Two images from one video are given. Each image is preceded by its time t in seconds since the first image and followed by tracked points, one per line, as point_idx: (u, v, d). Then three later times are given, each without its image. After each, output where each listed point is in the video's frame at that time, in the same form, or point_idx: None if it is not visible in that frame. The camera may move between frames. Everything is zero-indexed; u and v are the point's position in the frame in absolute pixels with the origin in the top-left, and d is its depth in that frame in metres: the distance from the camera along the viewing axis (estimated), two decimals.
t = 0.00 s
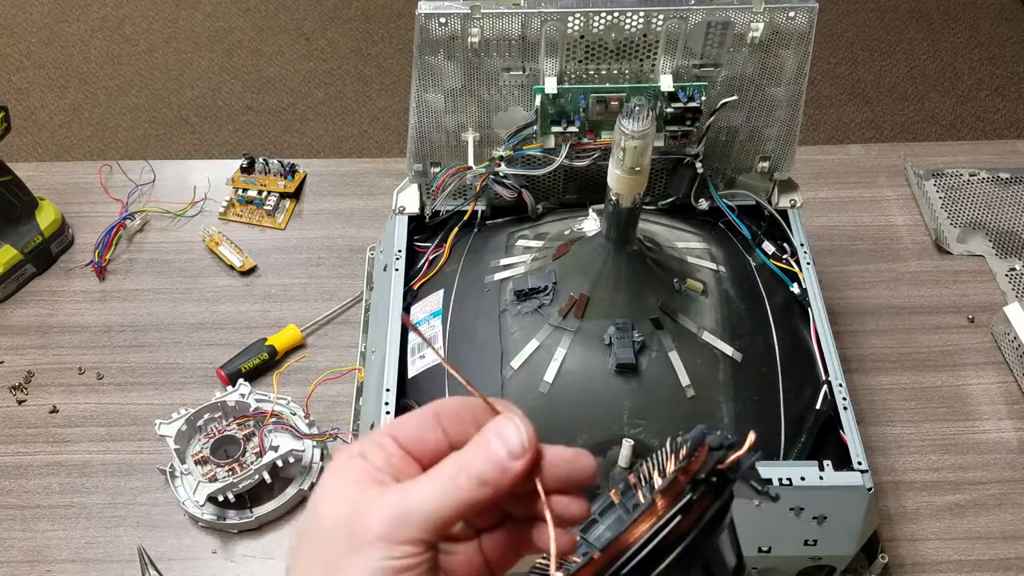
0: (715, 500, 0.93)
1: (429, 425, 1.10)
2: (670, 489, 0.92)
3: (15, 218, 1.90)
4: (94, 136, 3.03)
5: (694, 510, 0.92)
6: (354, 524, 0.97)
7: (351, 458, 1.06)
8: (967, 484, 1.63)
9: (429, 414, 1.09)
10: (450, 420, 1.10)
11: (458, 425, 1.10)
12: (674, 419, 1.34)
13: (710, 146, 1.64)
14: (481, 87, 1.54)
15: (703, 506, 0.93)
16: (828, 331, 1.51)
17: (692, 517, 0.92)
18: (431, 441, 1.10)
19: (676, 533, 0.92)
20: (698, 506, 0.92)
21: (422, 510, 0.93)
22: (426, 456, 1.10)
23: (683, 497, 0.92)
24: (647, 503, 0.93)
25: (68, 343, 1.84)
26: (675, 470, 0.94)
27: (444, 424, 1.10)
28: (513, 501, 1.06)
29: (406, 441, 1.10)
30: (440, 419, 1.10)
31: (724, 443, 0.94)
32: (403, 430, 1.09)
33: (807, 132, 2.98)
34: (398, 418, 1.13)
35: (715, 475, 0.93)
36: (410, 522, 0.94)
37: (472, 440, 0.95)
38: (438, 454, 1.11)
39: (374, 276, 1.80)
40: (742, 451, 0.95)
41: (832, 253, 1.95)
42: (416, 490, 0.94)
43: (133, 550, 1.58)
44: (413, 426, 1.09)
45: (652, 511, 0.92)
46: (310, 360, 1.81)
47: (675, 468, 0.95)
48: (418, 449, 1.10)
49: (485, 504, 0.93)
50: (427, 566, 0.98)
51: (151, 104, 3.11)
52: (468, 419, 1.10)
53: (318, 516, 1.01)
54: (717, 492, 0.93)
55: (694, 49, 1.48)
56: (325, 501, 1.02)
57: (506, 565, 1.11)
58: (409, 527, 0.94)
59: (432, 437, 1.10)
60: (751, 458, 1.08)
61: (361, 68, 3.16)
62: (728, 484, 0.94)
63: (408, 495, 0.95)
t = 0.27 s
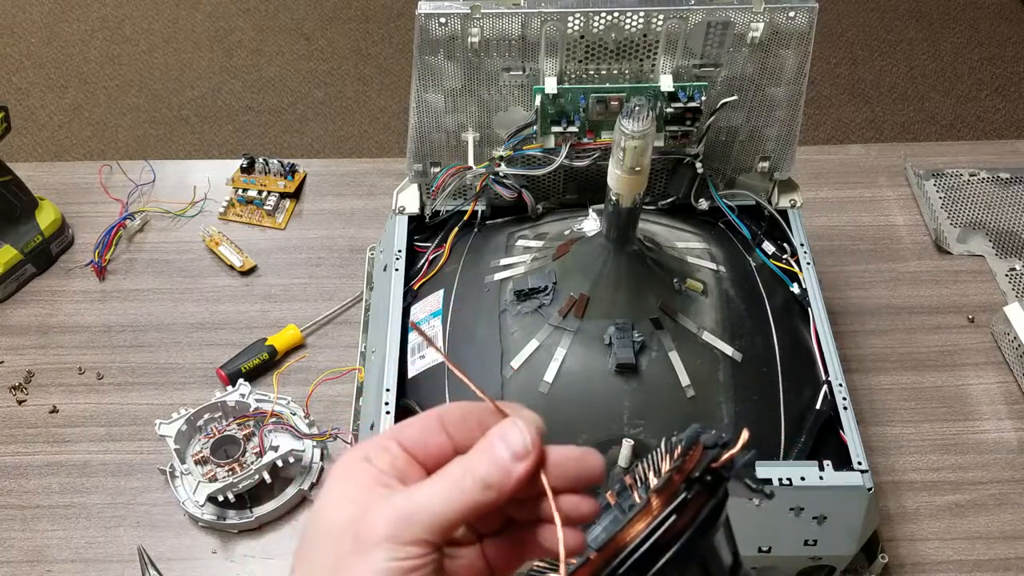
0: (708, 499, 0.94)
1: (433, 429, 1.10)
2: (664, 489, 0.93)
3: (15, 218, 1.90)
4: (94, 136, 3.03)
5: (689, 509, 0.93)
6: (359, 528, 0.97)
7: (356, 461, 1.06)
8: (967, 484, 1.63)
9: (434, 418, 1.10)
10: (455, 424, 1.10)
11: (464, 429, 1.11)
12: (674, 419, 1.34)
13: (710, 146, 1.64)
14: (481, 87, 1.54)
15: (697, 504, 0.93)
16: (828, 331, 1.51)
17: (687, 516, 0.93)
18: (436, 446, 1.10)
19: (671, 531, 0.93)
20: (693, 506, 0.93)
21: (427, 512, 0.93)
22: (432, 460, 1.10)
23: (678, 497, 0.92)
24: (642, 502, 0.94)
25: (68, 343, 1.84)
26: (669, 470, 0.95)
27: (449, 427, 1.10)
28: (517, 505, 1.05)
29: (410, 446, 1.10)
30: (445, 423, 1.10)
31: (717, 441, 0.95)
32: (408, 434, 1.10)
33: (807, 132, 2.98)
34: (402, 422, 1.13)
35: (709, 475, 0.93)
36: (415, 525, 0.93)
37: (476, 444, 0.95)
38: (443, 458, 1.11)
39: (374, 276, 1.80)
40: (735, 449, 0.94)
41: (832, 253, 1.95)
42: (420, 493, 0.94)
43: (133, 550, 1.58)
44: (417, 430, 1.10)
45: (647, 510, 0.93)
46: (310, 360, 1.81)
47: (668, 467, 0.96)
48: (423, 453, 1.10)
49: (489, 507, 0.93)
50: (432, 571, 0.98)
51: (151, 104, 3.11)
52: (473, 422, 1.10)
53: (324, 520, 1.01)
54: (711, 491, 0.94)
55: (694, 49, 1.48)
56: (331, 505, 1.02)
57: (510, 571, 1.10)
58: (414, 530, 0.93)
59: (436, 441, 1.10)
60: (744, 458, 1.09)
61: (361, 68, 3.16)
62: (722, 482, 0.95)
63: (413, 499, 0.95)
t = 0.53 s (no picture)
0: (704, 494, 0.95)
1: (437, 427, 1.10)
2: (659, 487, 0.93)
3: (15, 218, 1.90)
4: (94, 136, 3.03)
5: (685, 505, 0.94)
6: (360, 527, 0.97)
7: (359, 460, 1.06)
8: (967, 484, 1.63)
9: (437, 417, 1.10)
10: (459, 423, 1.10)
11: (468, 429, 1.11)
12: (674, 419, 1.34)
13: (710, 146, 1.64)
14: (481, 87, 1.54)
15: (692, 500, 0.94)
16: (828, 331, 1.51)
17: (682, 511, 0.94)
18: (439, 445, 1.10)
19: (667, 528, 0.94)
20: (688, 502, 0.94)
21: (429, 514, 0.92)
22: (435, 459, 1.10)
23: (674, 496, 0.93)
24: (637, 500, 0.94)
25: (68, 343, 1.84)
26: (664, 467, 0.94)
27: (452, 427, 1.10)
28: (518, 506, 1.03)
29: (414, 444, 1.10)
30: (449, 422, 1.10)
31: (713, 440, 0.94)
32: (412, 432, 1.10)
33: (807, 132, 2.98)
34: (406, 420, 1.13)
35: (704, 472, 0.93)
36: (416, 525, 0.93)
37: (479, 447, 0.95)
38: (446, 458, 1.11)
39: (374, 276, 1.80)
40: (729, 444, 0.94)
41: (832, 253, 1.95)
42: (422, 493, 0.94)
43: (133, 550, 1.58)
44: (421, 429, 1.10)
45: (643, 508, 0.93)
46: (310, 360, 1.81)
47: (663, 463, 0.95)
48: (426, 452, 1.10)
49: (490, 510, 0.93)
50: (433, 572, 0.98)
51: (151, 104, 3.11)
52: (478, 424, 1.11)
53: (324, 517, 1.01)
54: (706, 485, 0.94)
55: (694, 49, 1.48)
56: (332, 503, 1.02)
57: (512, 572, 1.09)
58: (413, 531, 0.93)
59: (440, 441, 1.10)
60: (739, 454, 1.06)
61: (361, 68, 3.16)
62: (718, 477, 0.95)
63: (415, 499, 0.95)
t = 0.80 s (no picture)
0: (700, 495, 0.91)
1: (439, 430, 1.10)
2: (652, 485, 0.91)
3: (15, 218, 1.90)
4: (94, 136, 3.03)
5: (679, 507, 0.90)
6: (353, 528, 0.98)
7: (359, 460, 1.07)
8: (967, 484, 1.63)
9: (441, 419, 1.10)
10: (462, 424, 1.10)
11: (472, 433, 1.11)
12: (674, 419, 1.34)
13: (710, 146, 1.64)
14: (481, 87, 1.54)
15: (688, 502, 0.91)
16: (828, 331, 1.51)
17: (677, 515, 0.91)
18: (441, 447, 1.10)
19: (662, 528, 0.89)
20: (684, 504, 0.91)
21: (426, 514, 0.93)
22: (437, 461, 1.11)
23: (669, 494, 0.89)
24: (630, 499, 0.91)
25: (68, 343, 1.84)
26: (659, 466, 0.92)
27: (456, 429, 1.10)
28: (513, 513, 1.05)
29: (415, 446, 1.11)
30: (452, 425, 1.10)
31: (707, 436, 0.92)
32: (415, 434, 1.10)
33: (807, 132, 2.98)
34: (409, 421, 1.14)
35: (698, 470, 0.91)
36: (412, 527, 0.94)
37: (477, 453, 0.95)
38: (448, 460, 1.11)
39: (374, 276, 1.80)
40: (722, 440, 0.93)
41: (832, 253, 1.95)
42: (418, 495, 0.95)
43: (133, 550, 1.58)
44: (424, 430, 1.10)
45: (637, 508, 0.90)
46: (310, 360, 1.81)
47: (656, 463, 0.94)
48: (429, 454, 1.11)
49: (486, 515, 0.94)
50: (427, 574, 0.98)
51: (151, 104, 3.11)
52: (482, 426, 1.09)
53: (321, 515, 1.02)
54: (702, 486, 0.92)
55: (694, 49, 1.48)
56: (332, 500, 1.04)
57: None
58: (407, 532, 0.94)
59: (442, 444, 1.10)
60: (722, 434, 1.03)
61: (361, 68, 3.16)
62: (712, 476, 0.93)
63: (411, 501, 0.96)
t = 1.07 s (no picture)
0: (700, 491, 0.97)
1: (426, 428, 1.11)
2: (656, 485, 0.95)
3: (14, 218, 1.90)
4: (94, 136, 3.03)
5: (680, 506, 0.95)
6: (341, 531, 0.97)
7: (343, 460, 1.07)
8: (967, 484, 1.63)
9: (426, 418, 1.11)
10: (448, 424, 1.12)
11: (455, 432, 1.13)
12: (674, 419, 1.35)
13: (710, 146, 1.64)
14: (481, 87, 1.54)
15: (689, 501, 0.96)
16: (828, 331, 1.51)
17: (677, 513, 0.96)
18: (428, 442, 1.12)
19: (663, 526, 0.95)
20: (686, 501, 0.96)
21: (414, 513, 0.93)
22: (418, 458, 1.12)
23: (669, 494, 0.94)
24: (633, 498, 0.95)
25: (68, 343, 1.84)
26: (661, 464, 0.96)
27: (444, 426, 1.12)
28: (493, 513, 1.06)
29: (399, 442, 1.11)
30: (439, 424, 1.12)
31: (708, 435, 0.96)
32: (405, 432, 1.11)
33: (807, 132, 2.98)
34: (395, 420, 1.14)
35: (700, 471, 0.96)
36: (400, 529, 0.93)
37: (463, 453, 0.96)
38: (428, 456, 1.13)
39: (374, 276, 1.80)
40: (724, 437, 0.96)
41: (832, 253, 1.95)
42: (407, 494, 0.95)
43: (133, 550, 1.58)
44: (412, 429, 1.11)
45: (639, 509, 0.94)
46: (310, 360, 1.81)
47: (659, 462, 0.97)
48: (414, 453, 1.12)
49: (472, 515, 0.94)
50: None
51: (151, 104, 3.11)
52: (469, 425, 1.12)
53: (302, 516, 1.01)
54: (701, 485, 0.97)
55: (694, 49, 1.48)
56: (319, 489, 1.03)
57: None
58: (395, 535, 0.93)
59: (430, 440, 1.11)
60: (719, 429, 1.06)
61: (361, 68, 3.16)
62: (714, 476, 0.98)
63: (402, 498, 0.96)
